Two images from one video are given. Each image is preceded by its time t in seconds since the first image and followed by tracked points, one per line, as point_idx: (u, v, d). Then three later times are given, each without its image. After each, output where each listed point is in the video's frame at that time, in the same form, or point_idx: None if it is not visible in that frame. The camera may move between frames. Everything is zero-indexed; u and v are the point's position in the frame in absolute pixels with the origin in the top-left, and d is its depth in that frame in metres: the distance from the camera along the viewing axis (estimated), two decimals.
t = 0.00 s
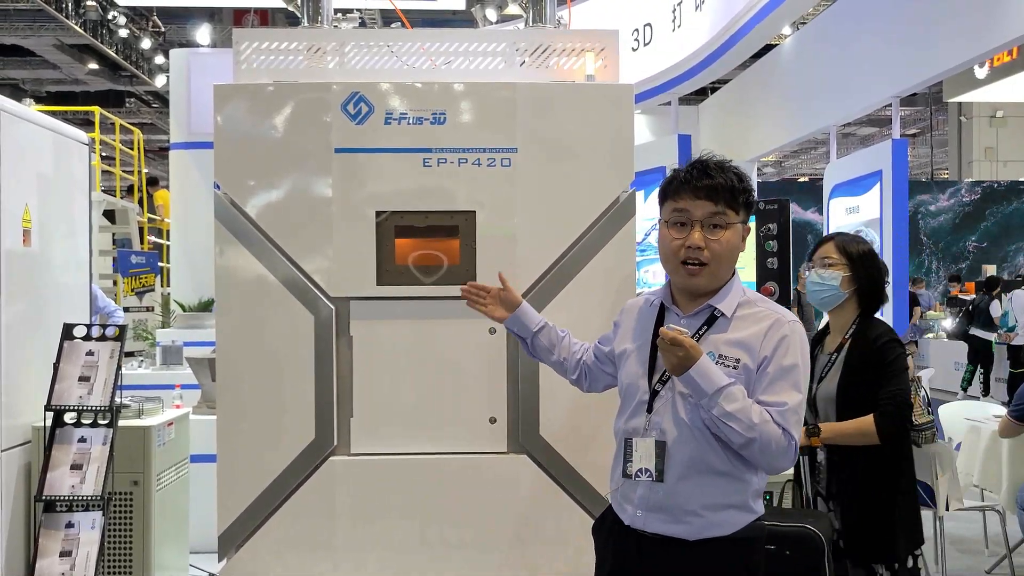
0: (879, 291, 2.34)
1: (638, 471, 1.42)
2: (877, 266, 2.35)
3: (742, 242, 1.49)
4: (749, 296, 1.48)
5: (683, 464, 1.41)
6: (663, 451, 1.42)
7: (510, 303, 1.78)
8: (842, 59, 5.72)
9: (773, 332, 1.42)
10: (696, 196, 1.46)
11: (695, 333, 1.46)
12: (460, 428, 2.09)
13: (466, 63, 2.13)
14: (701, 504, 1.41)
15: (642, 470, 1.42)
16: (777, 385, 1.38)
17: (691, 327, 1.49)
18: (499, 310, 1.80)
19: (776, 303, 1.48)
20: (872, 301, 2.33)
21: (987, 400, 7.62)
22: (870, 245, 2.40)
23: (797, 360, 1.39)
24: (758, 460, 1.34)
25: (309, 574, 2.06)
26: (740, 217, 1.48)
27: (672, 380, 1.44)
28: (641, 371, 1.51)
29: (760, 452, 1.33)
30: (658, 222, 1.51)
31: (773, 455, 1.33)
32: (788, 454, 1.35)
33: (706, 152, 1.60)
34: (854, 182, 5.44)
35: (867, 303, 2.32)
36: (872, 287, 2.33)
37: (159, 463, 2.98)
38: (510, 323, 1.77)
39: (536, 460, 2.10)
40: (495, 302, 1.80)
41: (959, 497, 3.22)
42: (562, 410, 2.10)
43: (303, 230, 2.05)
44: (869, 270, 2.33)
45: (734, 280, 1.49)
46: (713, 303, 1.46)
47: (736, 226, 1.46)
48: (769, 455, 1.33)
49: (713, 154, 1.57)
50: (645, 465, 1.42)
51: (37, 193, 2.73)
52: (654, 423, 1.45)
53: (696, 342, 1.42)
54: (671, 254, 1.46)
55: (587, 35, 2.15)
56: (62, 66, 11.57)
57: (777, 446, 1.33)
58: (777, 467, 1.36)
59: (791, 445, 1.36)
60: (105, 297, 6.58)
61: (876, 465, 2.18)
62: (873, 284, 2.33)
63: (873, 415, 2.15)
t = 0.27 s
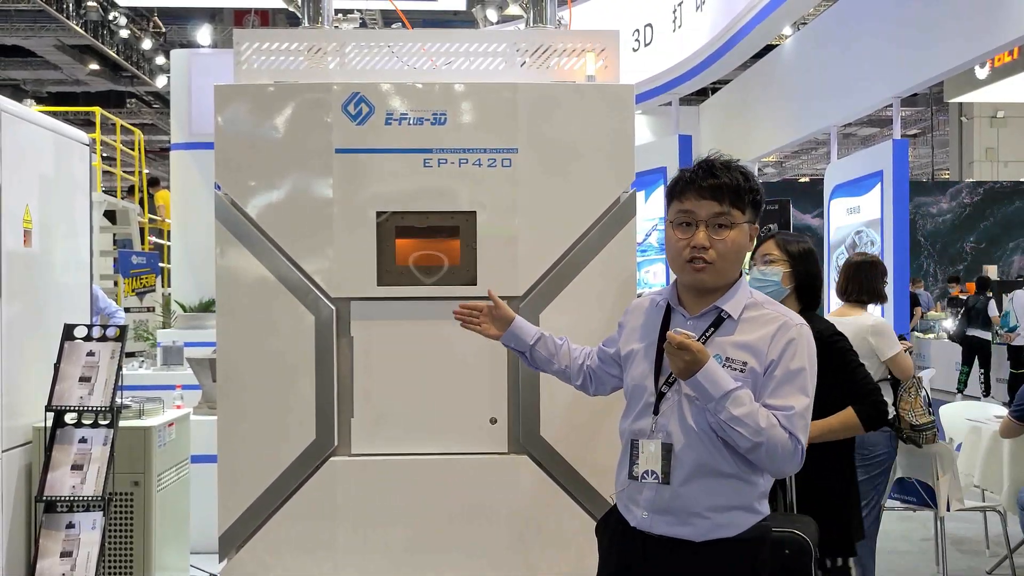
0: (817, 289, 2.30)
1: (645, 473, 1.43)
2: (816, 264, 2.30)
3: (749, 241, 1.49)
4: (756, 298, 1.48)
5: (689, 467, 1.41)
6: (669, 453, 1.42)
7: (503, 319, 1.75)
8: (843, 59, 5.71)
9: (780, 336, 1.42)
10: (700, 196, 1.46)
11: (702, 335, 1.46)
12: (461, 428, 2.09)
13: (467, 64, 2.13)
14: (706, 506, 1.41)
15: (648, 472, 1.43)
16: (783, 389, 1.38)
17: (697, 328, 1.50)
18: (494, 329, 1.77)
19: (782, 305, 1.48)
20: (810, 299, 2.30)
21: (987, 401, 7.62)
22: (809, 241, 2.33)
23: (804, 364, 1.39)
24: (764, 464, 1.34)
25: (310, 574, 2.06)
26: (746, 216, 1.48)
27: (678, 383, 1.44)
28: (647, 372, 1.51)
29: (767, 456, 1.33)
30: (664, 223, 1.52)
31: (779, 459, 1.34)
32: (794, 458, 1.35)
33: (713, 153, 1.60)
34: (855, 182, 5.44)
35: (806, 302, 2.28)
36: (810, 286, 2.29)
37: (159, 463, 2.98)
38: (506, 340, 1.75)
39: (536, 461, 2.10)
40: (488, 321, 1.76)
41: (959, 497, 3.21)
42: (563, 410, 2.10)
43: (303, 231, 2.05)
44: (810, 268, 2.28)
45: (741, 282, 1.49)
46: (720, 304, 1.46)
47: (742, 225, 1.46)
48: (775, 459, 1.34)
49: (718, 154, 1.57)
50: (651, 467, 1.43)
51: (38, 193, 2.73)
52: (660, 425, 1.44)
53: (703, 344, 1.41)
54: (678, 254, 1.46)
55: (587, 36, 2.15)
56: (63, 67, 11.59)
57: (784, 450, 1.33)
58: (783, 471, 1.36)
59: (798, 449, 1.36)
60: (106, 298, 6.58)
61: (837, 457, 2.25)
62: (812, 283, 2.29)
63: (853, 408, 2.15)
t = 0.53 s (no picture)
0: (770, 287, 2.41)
1: (655, 473, 1.42)
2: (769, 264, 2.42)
3: (755, 239, 1.48)
4: (768, 300, 1.47)
5: (700, 468, 1.41)
6: (680, 454, 1.42)
7: (503, 332, 1.72)
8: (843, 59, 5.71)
9: (794, 338, 1.41)
10: (703, 198, 1.46)
11: (714, 337, 1.46)
12: (462, 429, 2.09)
13: (468, 64, 2.13)
14: (716, 508, 1.41)
15: (658, 472, 1.43)
16: (796, 391, 1.38)
17: (708, 330, 1.49)
18: (494, 342, 1.74)
19: (795, 307, 1.47)
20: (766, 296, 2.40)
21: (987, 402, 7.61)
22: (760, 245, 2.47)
23: (817, 367, 1.39)
24: (776, 466, 1.34)
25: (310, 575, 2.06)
26: (751, 215, 1.47)
27: (689, 383, 1.44)
28: (658, 372, 1.50)
29: (779, 458, 1.33)
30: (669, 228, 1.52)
31: (791, 461, 1.34)
32: (806, 460, 1.35)
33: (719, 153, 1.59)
34: (856, 183, 5.43)
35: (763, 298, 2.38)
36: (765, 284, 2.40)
37: (160, 464, 2.98)
38: (508, 350, 1.73)
39: (537, 461, 2.09)
40: (487, 337, 1.73)
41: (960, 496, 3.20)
42: (564, 411, 2.10)
43: (304, 231, 2.05)
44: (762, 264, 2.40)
45: (752, 283, 1.48)
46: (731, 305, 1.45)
47: (746, 224, 1.46)
48: (787, 462, 1.33)
49: (723, 154, 1.56)
50: (662, 467, 1.42)
51: (39, 194, 2.73)
52: (671, 426, 1.44)
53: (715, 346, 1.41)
54: (683, 258, 1.47)
55: (588, 36, 2.15)
56: (64, 68, 11.60)
57: (796, 453, 1.33)
58: (795, 474, 1.36)
59: (810, 451, 1.36)
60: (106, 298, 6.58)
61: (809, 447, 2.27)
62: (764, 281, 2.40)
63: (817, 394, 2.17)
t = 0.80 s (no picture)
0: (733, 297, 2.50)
1: (664, 475, 1.42)
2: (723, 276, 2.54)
3: (757, 234, 1.47)
4: (776, 300, 1.47)
5: (709, 469, 1.41)
6: (688, 456, 1.42)
7: (527, 296, 1.75)
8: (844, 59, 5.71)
9: (802, 338, 1.41)
10: (701, 196, 1.46)
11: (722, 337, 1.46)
12: (462, 429, 2.09)
13: (469, 65, 2.13)
14: (725, 508, 1.41)
15: (667, 474, 1.42)
16: (804, 392, 1.38)
17: (716, 330, 1.50)
18: (516, 303, 1.77)
19: (803, 307, 1.47)
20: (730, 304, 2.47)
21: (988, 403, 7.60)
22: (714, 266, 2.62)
23: (826, 368, 1.39)
24: (785, 467, 1.34)
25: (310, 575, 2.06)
26: (751, 209, 1.46)
27: (697, 385, 1.44)
28: (665, 373, 1.50)
29: (789, 460, 1.33)
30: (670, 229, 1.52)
31: (801, 463, 1.34)
32: (815, 461, 1.35)
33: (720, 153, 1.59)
34: (857, 182, 5.43)
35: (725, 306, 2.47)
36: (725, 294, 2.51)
37: (161, 465, 2.98)
38: (527, 317, 1.75)
39: (538, 462, 2.09)
40: (511, 293, 1.77)
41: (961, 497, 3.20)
42: (563, 411, 2.10)
43: (304, 232, 2.05)
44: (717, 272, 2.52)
45: (759, 282, 1.48)
46: (739, 305, 1.45)
47: (746, 218, 1.45)
48: (796, 463, 1.33)
49: (725, 155, 1.56)
50: (671, 468, 1.42)
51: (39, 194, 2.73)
52: (679, 426, 1.44)
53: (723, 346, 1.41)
54: (685, 255, 1.47)
55: (588, 36, 2.15)
56: (65, 68, 11.61)
57: (805, 454, 1.33)
58: (804, 475, 1.36)
59: (819, 453, 1.36)
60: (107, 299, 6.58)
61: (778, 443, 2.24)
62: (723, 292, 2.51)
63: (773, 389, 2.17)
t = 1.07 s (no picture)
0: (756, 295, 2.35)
1: (665, 475, 1.42)
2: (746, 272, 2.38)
3: (755, 235, 1.47)
4: (774, 298, 1.47)
5: (709, 468, 1.41)
6: (689, 455, 1.42)
7: (536, 296, 1.76)
8: (845, 59, 5.71)
9: (800, 335, 1.41)
10: (698, 200, 1.45)
11: (721, 336, 1.46)
12: (462, 429, 2.09)
13: (469, 65, 2.13)
14: (726, 508, 1.41)
15: (668, 474, 1.42)
16: (803, 388, 1.38)
17: (715, 329, 1.49)
18: (525, 303, 1.78)
19: (801, 305, 1.47)
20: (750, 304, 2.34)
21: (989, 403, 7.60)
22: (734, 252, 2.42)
23: (824, 363, 1.39)
24: (785, 464, 1.34)
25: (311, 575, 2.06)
26: (749, 211, 1.46)
27: (696, 384, 1.44)
28: (664, 374, 1.50)
29: (788, 456, 1.33)
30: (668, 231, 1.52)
31: (800, 459, 1.33)
32: (815, 458, 1.35)
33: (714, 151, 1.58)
34: (857, 183, 5.43)
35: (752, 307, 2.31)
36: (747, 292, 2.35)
37: (161, 465, 2.98)
38: (535, 318, 1.75)
39: (539, 462, 2.09)
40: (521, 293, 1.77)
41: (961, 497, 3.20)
42: (564, 411, 2.10)
43: (305, 232, 2.05)
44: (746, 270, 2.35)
45: (758, 281, 1.48)
46: (738, 305, 1.45)
47: (744, 221, 1.44)
48: (796, 460, 1.33)
49: (721, 153, 1.55)
50: (671, 469, 1.42)
51: (40, 194, 2.73)
52: (679, 426, 1.44)
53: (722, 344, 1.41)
54: (683, 260, 1.47)
55: (589, 37, 2.15)
56: (65, 68, 11.62)
57: (805, 450, 1.33)
58: (804, 472, 1.36)
59: (818, 448, 1.35)
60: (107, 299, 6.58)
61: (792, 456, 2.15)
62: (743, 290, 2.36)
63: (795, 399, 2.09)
